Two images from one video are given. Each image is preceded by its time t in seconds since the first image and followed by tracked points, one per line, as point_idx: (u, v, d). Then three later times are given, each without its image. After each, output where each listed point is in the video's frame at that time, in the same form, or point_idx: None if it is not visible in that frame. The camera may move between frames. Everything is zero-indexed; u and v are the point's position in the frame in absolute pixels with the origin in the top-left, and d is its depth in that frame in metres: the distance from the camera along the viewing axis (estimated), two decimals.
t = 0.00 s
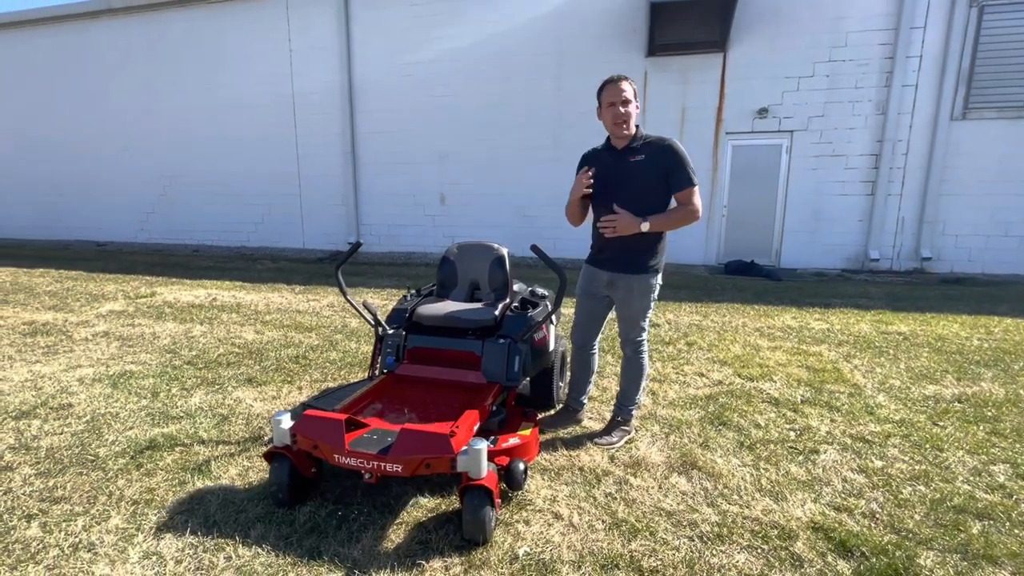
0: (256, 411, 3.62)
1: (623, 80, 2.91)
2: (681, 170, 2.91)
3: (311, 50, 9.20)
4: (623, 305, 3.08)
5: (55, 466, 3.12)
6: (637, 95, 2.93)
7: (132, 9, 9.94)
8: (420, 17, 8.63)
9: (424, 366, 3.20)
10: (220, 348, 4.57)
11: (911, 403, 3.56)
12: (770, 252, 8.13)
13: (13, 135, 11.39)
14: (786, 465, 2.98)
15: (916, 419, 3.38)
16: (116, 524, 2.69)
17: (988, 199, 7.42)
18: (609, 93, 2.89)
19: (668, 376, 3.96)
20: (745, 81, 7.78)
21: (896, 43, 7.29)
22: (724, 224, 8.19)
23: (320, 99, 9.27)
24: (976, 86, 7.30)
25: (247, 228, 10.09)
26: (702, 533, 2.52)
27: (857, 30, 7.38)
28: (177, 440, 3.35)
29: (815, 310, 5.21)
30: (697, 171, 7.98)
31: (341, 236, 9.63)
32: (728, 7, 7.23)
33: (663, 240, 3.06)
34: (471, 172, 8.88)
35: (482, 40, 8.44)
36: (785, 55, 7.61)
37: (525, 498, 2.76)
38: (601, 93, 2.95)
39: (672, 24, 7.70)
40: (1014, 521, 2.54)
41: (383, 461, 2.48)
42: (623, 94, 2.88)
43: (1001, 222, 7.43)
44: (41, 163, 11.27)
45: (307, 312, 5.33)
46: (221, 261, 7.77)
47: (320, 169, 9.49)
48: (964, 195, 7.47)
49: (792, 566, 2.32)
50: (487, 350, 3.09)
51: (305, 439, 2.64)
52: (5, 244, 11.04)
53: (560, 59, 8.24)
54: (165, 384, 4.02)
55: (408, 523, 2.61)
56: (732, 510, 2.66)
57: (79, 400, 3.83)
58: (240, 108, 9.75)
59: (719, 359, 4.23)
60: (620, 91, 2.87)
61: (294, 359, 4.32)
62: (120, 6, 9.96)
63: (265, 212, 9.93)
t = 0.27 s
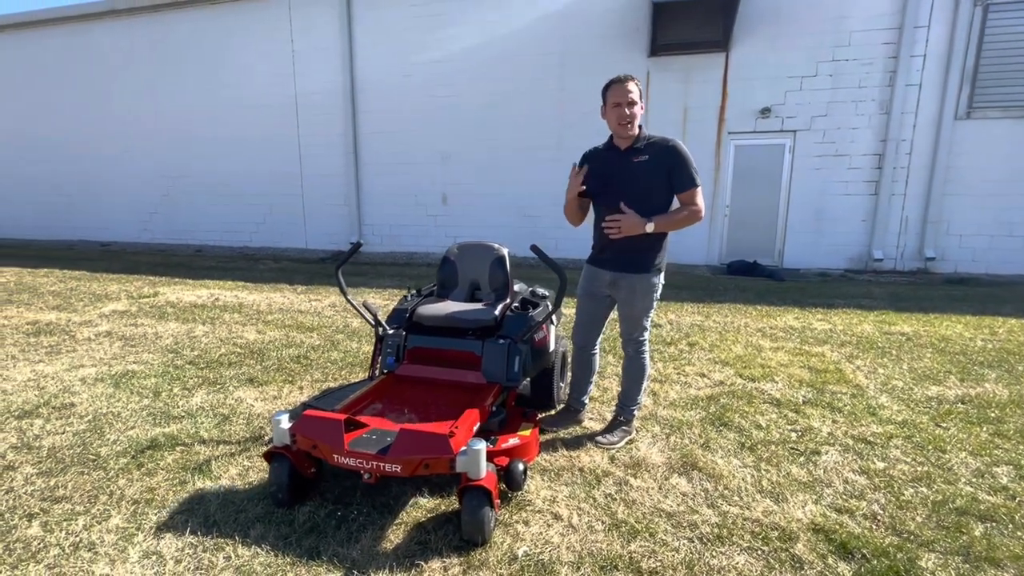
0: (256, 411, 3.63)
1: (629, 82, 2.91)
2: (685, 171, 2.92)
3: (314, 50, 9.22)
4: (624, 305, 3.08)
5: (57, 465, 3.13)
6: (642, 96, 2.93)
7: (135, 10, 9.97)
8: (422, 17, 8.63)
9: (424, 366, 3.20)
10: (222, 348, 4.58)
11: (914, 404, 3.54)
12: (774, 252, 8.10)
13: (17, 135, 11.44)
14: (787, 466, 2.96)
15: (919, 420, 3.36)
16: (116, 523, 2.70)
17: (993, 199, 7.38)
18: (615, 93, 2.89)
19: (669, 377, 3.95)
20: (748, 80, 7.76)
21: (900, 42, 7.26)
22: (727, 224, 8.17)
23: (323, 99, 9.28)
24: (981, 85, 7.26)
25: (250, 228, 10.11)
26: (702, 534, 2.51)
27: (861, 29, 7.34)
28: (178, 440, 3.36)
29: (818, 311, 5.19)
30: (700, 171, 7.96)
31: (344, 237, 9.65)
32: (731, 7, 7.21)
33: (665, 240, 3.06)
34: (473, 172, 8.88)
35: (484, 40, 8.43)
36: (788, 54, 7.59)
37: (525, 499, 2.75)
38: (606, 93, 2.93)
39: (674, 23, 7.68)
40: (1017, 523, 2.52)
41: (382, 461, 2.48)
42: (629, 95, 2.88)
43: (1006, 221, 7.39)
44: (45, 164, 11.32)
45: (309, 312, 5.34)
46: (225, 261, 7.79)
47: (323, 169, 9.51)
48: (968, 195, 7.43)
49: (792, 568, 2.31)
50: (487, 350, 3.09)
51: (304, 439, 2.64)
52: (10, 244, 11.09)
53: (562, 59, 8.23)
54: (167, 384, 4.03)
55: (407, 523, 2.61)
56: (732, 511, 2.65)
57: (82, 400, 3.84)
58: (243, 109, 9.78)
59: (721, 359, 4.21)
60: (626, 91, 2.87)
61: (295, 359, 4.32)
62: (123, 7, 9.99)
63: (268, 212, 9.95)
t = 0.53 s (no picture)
0: (256, 412, 3.64)
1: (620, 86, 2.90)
2: (682, 174, 2.92)
3: (315, 51, 9.23)
4: (621, 308, 3.09)
5: (58, 466, 3.15)
6: (634, 100, 2.92)
7: (136, 11, 10.00)
8: (422, 18, 8.64)
9: (422, 367, 3.22)
10: (223, 349, 4.60)
11: (911, 406, 3.55)
12: (774, 253, 8.11)
13: (18, 135, 11.47)
14: (784, 467, 2.98)
15: (915, 422, 3.37)
16: (117, 523, 2.72)
17: (993, 200, 7.37)
18: (606, 97, 2.90)
19: (667, 378, 3.96)
20: (748, 81, 7.75)
21: (901, 43, 7.25)
22: (727, 224, 8.17)
23: (323, 99, 9.29)
24: (981, 86, 7.25)
25: (251, 228, 10.13)
26: (697, 536, 2.52)
27: (861, 29, 7.34)
28: (178, 440, 3.38)
29: (817, 312, 5.19)
30: (700, 171, 7.96)
31: (344, 237, 9.67)
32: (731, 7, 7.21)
33: (662, 243, 3.07)
34: (474, 172, 8.89)
35: (485, 41, 8.45)
36: (789, 55, 7.58)
37: (522, 500, 2.77)
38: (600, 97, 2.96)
39: (675, 24, 7.69)
40: (1011, 525, 2.53)
41: (379, 463, 2.49)
42: (620, 99, 2.88)
43: (1006, 222, 7.39)
44: (47, 164, 11.36)
45: (309, 312, 5.36)
46: (226, 261, 7.81)
47: (324, 169, 9.52)
48: (969, 196, 7.43)
49: (786, 569, 2.32)
50: (485, 351, 3.10)
51: (302, 440, 2.66)
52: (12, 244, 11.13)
53: (563, 59, 8.23)
54: (167, 385, 4.05)
55: (405, 524, 2.63)
56: (728, 512, 2.66)
57: (83, 400, 3.86)
58: (243, 109, 9.79)
59: (719, 360, 4.22)
60: (616, 95, 2.87)
61: (295, 359, 4.34)
62: (124, 7, 10.01)
63: (269, 212, 9.97)
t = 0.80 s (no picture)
0: (254, 409, 3.64)
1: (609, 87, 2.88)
2: (676, 169, 2.90)
3: (314, 50, 9.23)
4: (618, 306, 3.09)
5: (55, 463, 3.15)
6: (622, 102, 2.90)
7: (133, 9, 9.99)
8: (421, 17, 8.64)
9: (421, 365, 3.22)
10: (221, 347, 4.59)
11: (908, 404, 3.55)
12: (772, 252, 8.12)
13: (16, 134, 11.46)
14: (781, 465, 2.98)
15: (913, 419, 3.38)
16: (114, 521, 2.72)
17: (991, 199, 7.39)
18: (594, 99, 2.91)
19: (665, 376, 3.96)
20: (747, 80, 7.76)
21: (899, 42, 7.26)
22: (726, 223, 8.18)
23: (322, 98, 9.29)
24: (979, 86, 7.26)
25: (250, 227, 10.13)
26: (695, 532, 2.53)
27: (860, 28, 7.34)
28: (176, 438, 3.38)
29: (816, 310, 5.20)
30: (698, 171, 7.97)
31: (343, 236, 9.67)
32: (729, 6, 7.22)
33: (659, 240, 3.05)
34: (472, 171, 8.89)
35: (483, 40, 8.45)
36: (787, 54, 7.59)
37: (519, 497, 2.77)
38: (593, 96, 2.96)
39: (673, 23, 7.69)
40: (1008, 521, 2.54)
41: (377, 460, 2.50)
42: (606, 101, 2.87)
43: (1004, 221, 7.40)
44: (44, 162, 11.35)
45: (308, 310, 5.35)
46: (224, 260, 7.81)
47: (322, 168, 9.52)
48: (967, 195, 7.44)
49: (784, 565, 2.33)
50: (483, 349, 3.10)
51: (301, 437, 2.66)
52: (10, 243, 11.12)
53: (561, 58, 8.23)
54: (165, 382, 4.05)
55: (403, 521, 2.63)
56: (726, 509, 2.67)
57: (80, 398, 3.86)
58: (242, 107, 9.79)
59: (717, 358, 4.22)
60: (602, 97, 2.87)
61: (293, 357, 4.34)
62: (121, 6, 9.99)
63: (268, 211, 9.96)
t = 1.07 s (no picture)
0: (251, 407, 3.63)
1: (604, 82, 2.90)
2: (670, 166, 2.90)
3: (310, 48, 9.21)
4: (615, 304, 3.10)
5: (51, 461, 3.14)
6: (618, 99, 2.91)
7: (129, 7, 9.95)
8: (418, 15, 8.63)
9: (418, 363, 3.22)
10: (217, 345, 4.58)
11: (904, 401, 3.57)
12: (768, 251, 8.15)
13: (10, 131, 11.39)
14: (778, 461, 2.99)
15: (908, 417, 3.40)
16: (110, 519, 2.71)
17: (985, 199, 7.43)
18: (590, 97, 2.93)
19: (663, 373, 3.97)
20: (743, 79, 7.78)
21: (894, 42, 7.30)
22: (723, 222, 8.20)
23: (319, 97, 9.27)
24: (974, 85, 7.30)
25: (246, 226, 10.10)
26: (692, 529, 2.53)
27: (856, 28, 7.37)
28: (172, 436, 3.37)
29: (812, 309, 5.21)
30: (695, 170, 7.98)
31: (339, 235, 9.65)
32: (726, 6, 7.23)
33: (655, 238, 3.06)
34: (469, 170, 8.88)
35: (480, 39, 8.45)
36: (783, 53, 7.61)
37: (517, 494, 2.77)
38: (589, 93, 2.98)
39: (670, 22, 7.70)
40: (1002, 517, 2.56)
41: (375, 457, 2.50)
42: (601, 99, 2.89)
43: (998, 221, 7.44)
44: (39, 160, 11.29)
45: (305, 308, 5.34)
46: (220, 259, 7.79)
47: (319, 167, 9.50)
48: (961, 194, 7.48)
49: (781, 561, 2.34)
50: (481, 346, 3.10)
51: (298, 435, 2.66)
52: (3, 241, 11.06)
53: (558, 57, 8.23)
54: (161, 381, 4.04)
55: (401, 518, 2.62)
56: (723, 505, 2.68)
57: (76, 396, 3.84)
58: (238, 106, 9.76)
59: (714, 356, 4.24)
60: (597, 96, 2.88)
61: (290, 355, 4.33)
62: (116, 3, 9.95)
63: (264, 210, 9.94)
